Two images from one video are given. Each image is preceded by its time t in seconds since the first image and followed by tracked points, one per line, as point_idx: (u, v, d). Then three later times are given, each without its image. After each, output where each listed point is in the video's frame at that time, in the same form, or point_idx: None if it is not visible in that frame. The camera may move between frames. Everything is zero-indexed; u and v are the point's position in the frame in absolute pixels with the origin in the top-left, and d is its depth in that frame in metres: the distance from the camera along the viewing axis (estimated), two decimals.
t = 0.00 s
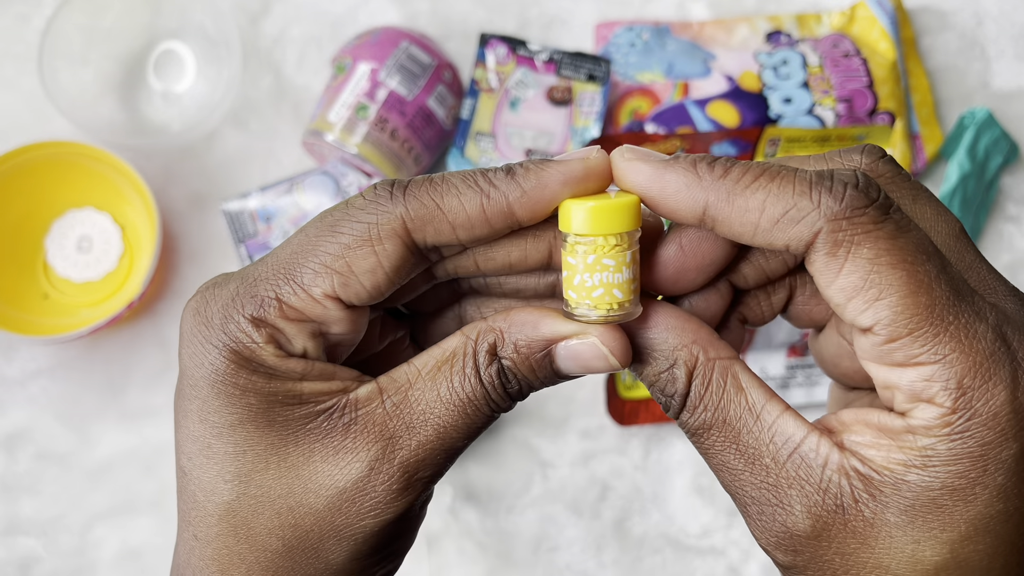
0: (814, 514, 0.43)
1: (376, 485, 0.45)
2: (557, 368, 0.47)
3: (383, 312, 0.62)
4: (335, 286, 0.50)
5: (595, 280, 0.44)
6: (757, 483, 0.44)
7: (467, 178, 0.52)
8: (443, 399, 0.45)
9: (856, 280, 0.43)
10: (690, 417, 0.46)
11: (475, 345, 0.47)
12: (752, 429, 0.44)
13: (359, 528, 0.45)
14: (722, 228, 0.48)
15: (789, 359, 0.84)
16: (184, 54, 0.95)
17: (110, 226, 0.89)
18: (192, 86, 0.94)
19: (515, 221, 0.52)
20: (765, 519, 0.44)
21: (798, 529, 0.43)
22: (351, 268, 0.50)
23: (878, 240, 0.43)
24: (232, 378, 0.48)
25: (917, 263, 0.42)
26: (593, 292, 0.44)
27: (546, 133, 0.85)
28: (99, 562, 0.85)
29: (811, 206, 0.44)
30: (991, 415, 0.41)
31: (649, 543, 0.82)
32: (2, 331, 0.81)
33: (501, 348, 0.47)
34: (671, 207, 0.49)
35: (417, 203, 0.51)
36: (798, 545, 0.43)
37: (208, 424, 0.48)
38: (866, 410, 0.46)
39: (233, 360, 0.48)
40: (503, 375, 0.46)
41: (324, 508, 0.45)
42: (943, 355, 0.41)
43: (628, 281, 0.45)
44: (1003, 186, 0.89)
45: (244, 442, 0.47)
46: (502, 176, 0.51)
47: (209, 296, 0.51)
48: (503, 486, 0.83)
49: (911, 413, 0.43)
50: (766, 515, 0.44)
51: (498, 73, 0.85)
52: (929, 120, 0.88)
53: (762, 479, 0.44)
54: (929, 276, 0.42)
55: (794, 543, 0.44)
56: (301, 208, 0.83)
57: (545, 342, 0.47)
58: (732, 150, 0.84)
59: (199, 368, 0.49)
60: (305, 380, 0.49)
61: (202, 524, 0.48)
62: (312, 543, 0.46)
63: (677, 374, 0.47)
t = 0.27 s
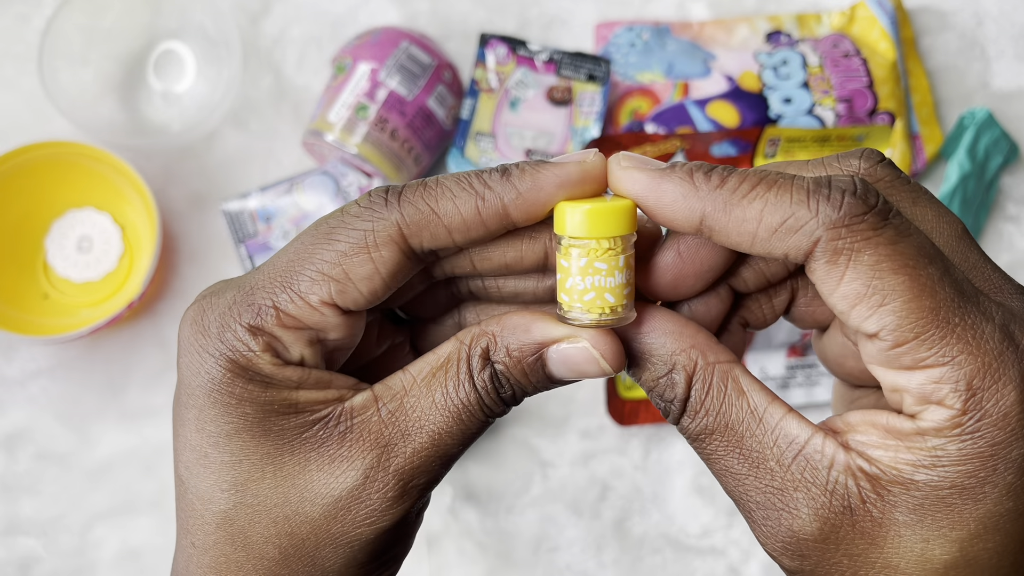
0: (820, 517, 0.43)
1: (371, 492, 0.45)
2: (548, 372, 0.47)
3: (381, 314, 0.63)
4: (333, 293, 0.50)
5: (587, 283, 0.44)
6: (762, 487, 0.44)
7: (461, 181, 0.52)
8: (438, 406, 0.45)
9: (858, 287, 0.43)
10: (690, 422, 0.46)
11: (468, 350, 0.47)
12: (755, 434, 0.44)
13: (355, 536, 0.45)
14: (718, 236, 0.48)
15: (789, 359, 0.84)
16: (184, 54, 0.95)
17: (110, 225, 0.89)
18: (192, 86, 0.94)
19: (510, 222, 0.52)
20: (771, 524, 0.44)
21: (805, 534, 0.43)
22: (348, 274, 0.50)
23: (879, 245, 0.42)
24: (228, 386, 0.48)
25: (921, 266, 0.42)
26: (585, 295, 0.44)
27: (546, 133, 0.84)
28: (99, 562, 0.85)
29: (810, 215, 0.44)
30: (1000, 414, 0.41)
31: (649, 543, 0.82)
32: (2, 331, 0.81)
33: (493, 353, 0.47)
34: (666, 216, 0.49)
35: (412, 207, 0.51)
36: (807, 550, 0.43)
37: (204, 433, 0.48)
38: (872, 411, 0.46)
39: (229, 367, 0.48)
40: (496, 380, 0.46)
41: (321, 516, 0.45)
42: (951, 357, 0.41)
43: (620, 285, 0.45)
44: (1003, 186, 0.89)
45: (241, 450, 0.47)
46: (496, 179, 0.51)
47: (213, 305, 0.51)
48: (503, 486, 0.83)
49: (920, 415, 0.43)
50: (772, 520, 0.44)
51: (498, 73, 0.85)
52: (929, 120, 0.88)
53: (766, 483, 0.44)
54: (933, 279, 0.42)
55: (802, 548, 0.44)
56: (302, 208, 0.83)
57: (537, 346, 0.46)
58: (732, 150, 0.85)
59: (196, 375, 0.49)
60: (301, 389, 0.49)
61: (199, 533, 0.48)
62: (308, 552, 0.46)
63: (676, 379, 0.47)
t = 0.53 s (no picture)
0: (802, 526, 0.43)
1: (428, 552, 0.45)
2: (574, 387, 0.48)
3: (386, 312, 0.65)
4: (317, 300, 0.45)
5: (577, 299, 0.47)
6: (751, 493, 0.44)
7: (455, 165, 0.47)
8: (476, 457, 0.45)
9: (825, 285, 0.43)
10: (686, 429, 0.47)
11: (497, 394, 0.46)
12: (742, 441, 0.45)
13: None
14: (698, 238, 0.48)
15: (789, 359, 0.84)
16: (184, 53, 0.95)
17: (110, 225, 0.89)
18: (192, 86, 0.94)
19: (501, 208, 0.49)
20: (761, 532, 0.45)
21: (790, 542, 0.44)
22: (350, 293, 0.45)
23: (845, 241, 0.42)
24: (261, 493, 0.42)
25: (887, 263, 0.41)
26: (576, 310, 0.47)
27: (546, 133, 0.84)
28: (98, 562, 0.85)
29: (776, 212, 0.44)
30: (970, 417, 0.41)
31: (649, 543, 0.82)
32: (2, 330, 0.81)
33: (526, 394, 0.46)
34: (647, 224, 0.49)
35: (397, 196, 0.46)
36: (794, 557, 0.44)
37: (235, 537, 0.42)
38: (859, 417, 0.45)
39: (267, 474, 0.42)
40: (529, 416, 0.46)
41: None
42: (922, 357, 0.41)
43: (610, 301, 0.46)
44: (1003, 186, 0.89)
45: (291, 554, 0.43)
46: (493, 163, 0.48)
47: (226, 401, 0.42)
48: (503, 486, 0.83)
49: (896, 418, 0.42)
50: (761, 528, 0.45)
51: (498, 73, 0.85)
52: (929, 120, 0.88)
53: (754, 490, 0.44)
54: (901, 275, 0.41)
55: (789, 556, 0.44)
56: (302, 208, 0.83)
57: (565, 369, 0.47)
58: (732, 150, 0.84)
59: (218, 478, 0.42)
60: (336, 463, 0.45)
61: None
62: None
63: (672, 384, 0.48)
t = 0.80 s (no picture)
0: (852, 531, 0.43)
1: (369, 492, 0.46)
2: (550, 367, 0.47)
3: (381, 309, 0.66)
4: (332, 292, 0.52)
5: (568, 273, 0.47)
6: (795, 502, 0.44)
7: (457, 181, 0.55)
8: (436, 408, 0.46)
9: (859, 283, 0.43)
10: (718, 438, 0.46)
11: (468, 348, 0.47)
12: (783, 448, 0.45)
13: (351, 537, 0.46)
14: (720, 232, 0.48)
15: (789, 359, 0.84)
16: (184, 53, 0.95)
17: (110, 225, 0.89)
18: (192, 86, 0.94)
19: (503, 217, 0.55)
20: (807, 538, 0.45)
21: (841, 547, 0.44)
22: (347, 274, 0.52)
23: (877, 239, 0.43)
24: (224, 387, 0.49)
25: (922, 259, 0.42)
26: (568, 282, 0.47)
27: (546, 133, 0.84)
28: (98, 562, 0.85)
29: (807, 210, 0.44)
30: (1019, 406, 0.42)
31: (649, 543, 0.82)
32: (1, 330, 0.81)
33: (493, 351, 0.47)
34: (667, 216, 0.49)
35: (410, 211, 0.54)
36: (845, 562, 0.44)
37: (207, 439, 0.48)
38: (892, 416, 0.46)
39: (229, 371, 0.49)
40: (495, 377, 0.46)
41: (317, 515, 0.46)
42: (962, 350, 0.42)
43: (593, 267, 0.46)
44: (1003, 187, 0.89)
45: (241, 449, 0.47)
46: (492, 173, 0.55)
47: (226, 329, 0.51)
48: (504, 486, 0.83)
49: (939, 414, 0.43)
50: (809, 535, 0.44)
51: (498, 73, 0.85)
52: (929, 120, 0.88)
53: (798, 497, 0.44)
54: (936, 271, 0.42)
55: (839, 560, 0.44)
56: (302, 208, 0.84)
57: (537, 338, 0.46)
58: (732, 150, 0.83)
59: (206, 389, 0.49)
60: (298, 388, 0.50)
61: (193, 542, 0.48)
62: (306, 557, 0.46)
63: (704, 395, 0.46)
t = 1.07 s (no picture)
0: (845, 534, 0.43)
1: (358, 488, 0.46)
2: (530, 385, 0.44)
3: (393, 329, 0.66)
4: (334, 280, 0.55)
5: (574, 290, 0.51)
6: (787, 503, 0.44)
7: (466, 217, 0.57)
8: (427, 410, 0.45)
9: (842, 322, 0.43)
10: (715, 441, 0.46)
11: (463, 353, 0.46)
12: (778, 450, 0.44)
13: (343, 532, 0.46)
14: (694, 282, 0.48)
15: (789, 359, 0.84)
16: (184, 53, 0.95)
17: (110, 225, 0.89)
18: (192, 86, 0.94)
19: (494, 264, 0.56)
20: (800, 538, 0.45)
21: (833, 549, 0.44)
22: (351, 266, 0.55)
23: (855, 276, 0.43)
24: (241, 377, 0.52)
25: (902, 292, 0.42)
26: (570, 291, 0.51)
27: (546, 133, 0.84)
28: (99, 562, 0.85)
29: (780, 255, 0.44)
30: (1011, 425, 0.42)
31: (649, 543, 0.82)
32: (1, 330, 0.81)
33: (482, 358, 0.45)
34: (642, 269, 0.49)
35: (414, 214, 0.56)
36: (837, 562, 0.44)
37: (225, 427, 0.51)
38: (887, 423, 0.46)
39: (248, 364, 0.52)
40: (482, 386, 0.44)
41: (310, 507, 0.47)
42: (951, 375, 0.42)
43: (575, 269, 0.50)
44: (1003, 187, 0.89)
45: (247, 436, 0.50)
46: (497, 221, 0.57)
47: (247, 327, 0.54)
48: (504, 486, 0.83)
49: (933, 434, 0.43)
50: (802, 535, 0.45)
51: (498, 73, 0.85)
52: (929, 120, 0.88)
53: (791, 499, 0.44)
54: (916, 303, 0.42)
55: (831, 561, 0.44)
56: (302, 208, 0.84)
57: (515, 353, 0.43)
58: (732, 150, 0.83)
59: (224, 383, 0.52)
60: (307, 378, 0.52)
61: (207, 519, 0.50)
62: (299, 548, 0.47)
63: (700, 399, 0.46)
